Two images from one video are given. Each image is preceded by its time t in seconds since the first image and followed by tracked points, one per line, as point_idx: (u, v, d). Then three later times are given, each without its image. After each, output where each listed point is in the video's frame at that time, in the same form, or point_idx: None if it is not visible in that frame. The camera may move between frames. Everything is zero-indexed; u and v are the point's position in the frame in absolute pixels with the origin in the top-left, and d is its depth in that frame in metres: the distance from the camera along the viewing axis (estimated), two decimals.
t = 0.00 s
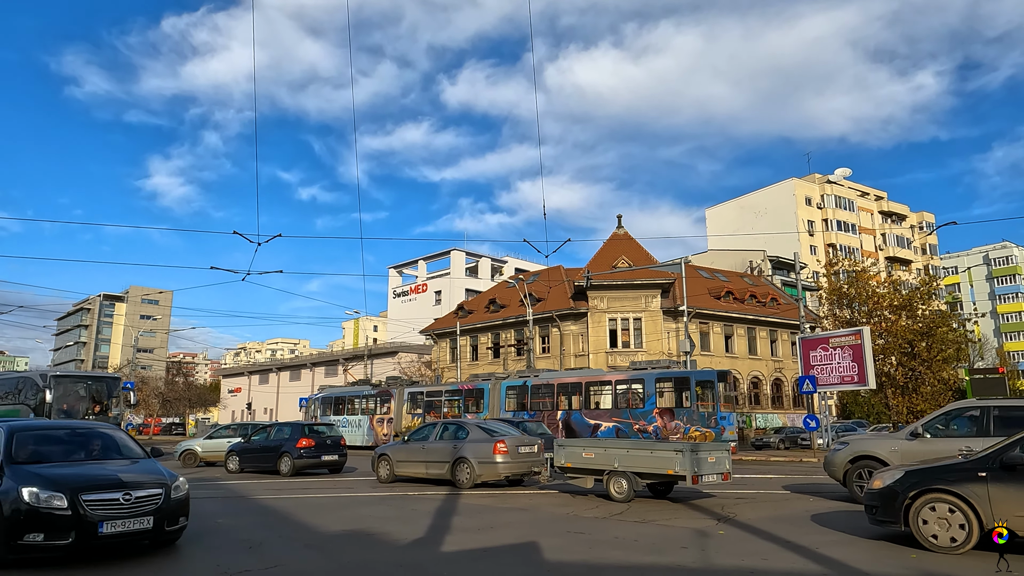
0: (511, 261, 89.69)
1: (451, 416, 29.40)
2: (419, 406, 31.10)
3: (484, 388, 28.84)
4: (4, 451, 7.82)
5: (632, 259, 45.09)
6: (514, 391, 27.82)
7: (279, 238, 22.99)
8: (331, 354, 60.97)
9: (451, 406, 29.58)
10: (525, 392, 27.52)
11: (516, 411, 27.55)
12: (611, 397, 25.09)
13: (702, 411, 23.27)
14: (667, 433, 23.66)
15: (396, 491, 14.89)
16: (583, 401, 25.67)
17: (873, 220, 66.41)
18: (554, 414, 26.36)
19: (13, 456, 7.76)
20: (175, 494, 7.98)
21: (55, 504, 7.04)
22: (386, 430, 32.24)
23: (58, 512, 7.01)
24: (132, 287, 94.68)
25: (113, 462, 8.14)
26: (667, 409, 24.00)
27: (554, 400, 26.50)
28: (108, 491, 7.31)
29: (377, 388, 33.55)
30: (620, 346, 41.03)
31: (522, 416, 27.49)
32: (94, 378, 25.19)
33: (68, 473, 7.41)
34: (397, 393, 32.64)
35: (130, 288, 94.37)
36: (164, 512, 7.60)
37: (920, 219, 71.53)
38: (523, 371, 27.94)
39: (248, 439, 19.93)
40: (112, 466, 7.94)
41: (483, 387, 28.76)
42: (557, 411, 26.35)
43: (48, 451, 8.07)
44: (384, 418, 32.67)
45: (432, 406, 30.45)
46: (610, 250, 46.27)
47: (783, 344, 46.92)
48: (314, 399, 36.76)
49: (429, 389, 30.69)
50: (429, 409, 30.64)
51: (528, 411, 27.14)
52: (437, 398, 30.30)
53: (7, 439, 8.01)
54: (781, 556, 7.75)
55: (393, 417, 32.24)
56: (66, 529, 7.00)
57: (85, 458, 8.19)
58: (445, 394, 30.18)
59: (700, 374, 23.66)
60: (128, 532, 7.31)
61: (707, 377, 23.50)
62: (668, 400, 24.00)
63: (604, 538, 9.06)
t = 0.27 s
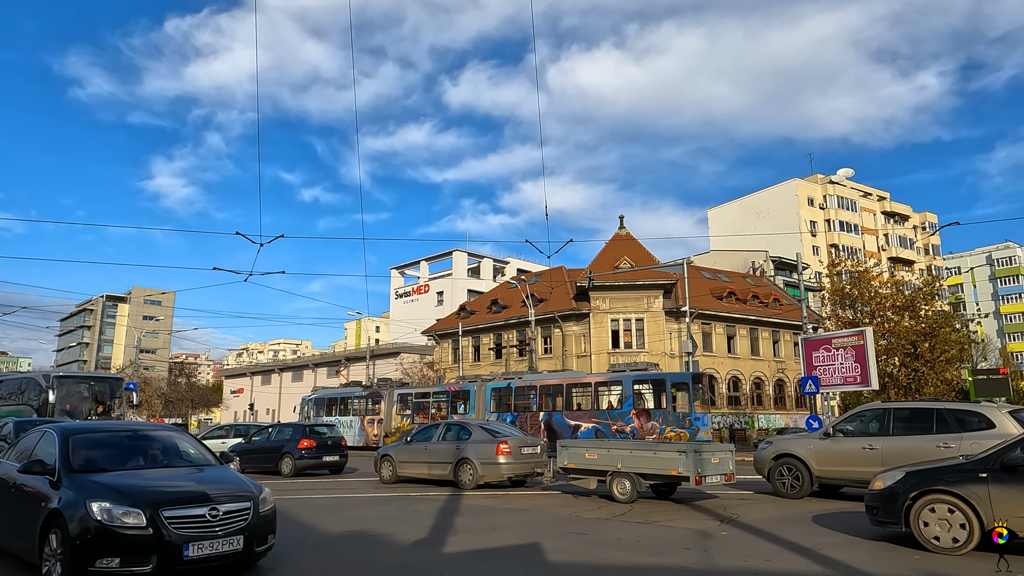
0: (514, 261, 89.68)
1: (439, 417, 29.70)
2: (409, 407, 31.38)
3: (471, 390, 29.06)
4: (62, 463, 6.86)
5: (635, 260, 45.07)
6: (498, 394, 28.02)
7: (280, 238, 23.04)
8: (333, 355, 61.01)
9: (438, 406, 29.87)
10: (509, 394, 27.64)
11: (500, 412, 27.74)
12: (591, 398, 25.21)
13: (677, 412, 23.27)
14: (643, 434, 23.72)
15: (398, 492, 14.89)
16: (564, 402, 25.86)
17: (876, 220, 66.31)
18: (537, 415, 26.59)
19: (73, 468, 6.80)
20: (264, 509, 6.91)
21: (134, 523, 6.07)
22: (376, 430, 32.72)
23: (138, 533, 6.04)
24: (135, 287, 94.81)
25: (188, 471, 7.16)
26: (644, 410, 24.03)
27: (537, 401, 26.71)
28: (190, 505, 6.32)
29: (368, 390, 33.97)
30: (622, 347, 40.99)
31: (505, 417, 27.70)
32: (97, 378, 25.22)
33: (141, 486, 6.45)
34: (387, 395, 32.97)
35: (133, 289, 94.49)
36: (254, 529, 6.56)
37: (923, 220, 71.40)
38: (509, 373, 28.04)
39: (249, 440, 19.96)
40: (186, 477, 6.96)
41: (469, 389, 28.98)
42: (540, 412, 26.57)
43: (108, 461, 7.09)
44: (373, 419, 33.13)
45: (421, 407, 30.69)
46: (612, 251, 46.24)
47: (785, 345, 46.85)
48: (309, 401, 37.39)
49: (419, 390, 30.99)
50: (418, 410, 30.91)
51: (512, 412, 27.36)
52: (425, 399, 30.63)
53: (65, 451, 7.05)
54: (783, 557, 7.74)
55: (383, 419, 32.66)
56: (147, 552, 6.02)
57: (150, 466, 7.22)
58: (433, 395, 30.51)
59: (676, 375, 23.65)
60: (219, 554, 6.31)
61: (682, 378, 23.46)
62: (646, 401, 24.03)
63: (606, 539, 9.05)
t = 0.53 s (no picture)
0: (516, 261, 89.71)
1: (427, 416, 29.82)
2: (397, 407, 31.58)
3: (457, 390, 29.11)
4: (149, 474, 5.52)
5: (637, 259, 45.05)
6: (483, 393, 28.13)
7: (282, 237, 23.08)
8: (336, 354, 61.06)
9: (426, 406, 30.03)
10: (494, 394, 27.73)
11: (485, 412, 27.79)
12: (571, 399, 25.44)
13: (655, 412, 23.60)
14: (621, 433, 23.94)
15: (402, 491, 14.89)
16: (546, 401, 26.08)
17: (878, 219, 66.24)
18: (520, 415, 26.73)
19: (164, 479, 5.46)
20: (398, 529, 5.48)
21: (253, 547, 4.68)
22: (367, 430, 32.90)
23: (259, 561, 4.65)
24: (138, 287, 94.93)
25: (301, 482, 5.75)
26: (622, 410, 24.29)
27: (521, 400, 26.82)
28: (320, 524, 4.89)
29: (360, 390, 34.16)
30: (625, 346, 40.96)
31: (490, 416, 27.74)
32: (100, 377, 25.26)
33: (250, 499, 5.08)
34: (378, 395, 33.11)
35: (136, 288, 94.62)
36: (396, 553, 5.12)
37: (927, 219, 71.30)
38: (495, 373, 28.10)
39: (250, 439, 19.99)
40: (301, 488, 5.57)
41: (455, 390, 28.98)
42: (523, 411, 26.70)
43: (198, 469, 5.73)
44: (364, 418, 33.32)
45: (411, 406, 30.81)
46: (614, 250, 46.22)
47: (788, 344, 46.79)
48: (303, 400, 37.67)
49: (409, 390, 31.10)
50: (408, 409, 31.05)
51: (496, 412, 27.49)
52: (415, 399, 30.75)
53: (150, 459, 5.72)
54: (786, 557, 7.73)
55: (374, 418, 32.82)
56: None
57: (246, 475, 5.83)
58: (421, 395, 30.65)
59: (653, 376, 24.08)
60: None
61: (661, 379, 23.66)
62: (625, 401, 24.28)
63: (610, 539, 9.04)
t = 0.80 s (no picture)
0: (518, 259, 89.70)
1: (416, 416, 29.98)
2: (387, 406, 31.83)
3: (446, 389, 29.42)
4: (299, 490, 4.18)
5: (639, 258, 45.01)
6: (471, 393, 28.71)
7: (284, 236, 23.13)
8: (338, 353, 61.08)
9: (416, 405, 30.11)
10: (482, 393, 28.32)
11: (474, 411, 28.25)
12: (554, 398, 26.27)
13: (632, 411, 24.49)
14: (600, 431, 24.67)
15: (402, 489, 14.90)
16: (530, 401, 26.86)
17: (881, 217, 66.13)
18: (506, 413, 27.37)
19: (320, 498, 4.12)
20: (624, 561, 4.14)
21: None
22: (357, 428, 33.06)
23: None
24: (141, 286, 95.07)
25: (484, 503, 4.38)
26: (601, 409, 25.19)
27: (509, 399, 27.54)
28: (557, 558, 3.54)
29: (351, 390, 34.41)
30: (627, 345, 40.92)
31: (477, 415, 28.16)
32: (103, 376, 25.31)
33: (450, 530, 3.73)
34: (369, 394, 33.32)
35: (138, 287, 94.74)
36: None
37: (929, 217, 71.18)
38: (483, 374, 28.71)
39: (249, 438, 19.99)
40: (494, 510, 4.23)
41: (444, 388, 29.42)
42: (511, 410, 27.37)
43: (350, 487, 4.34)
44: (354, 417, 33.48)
45: (400, 406, 30.95)
46: (616, 249, 46.19)
47: (790, 343, 46.73)
48: (294, 401, 37.58)
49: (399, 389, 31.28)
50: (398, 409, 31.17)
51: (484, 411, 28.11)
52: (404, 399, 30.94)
53: (292, 470, 4.38)
54: (788, 556, 7.71)
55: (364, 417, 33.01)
56: None
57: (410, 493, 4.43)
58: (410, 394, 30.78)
59: (631, 376, 24.95)
60: None
61: (637, 380, 24.75)
62: (605, 401, 25.17)
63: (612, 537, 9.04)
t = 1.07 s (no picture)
0: (521, 257, 89.72)
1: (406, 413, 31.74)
2: (380, 404, 33.69)
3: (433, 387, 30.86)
4: (619, 537, 2.82)
5: (642, 255, 45.01)
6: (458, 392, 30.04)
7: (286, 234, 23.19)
8: (341, 351, 61.22)
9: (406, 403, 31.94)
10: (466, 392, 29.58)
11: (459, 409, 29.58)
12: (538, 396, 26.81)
13: (611, 409, 25.00)
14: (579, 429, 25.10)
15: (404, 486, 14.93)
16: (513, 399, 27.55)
17: (884, 214, 65.99)
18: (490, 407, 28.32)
19: (653, 540, 2.81)
20: None
21: None
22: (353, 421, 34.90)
23: None
24: (144, 284, 95.31)
25: (861, 548, 3.00)
26: (583, 408, 25.36)
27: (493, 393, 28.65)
28: None
29: (345, 388, 35.99)
30: (629, 342, 40.93)
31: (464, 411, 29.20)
32: (108, 374, 25.42)
33: None
34: (362, 393, 35.14)
35: (142, 285, 94.98)
36: None
37: (933, 214, 71.01)
38: (468, 372, 29.90)
39: (251, 435, 20.05)
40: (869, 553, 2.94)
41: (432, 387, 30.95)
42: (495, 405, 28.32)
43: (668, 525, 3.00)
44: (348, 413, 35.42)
45: (393, 403, 32.81)
46: (619, 246, 46.18)
47: (793, 340, 46.71)
48: (289, 397, 39.07)
49: (390, 388, 33.05)
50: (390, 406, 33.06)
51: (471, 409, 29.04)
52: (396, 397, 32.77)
53: (592, 502, 2.96)
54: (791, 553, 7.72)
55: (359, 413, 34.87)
56: None
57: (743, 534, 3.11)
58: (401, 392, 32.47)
59: (611, 375, 25.55)
60: None
61: (616, 378, 25.49)
62: (586, 399, 25.53)
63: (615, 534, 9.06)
